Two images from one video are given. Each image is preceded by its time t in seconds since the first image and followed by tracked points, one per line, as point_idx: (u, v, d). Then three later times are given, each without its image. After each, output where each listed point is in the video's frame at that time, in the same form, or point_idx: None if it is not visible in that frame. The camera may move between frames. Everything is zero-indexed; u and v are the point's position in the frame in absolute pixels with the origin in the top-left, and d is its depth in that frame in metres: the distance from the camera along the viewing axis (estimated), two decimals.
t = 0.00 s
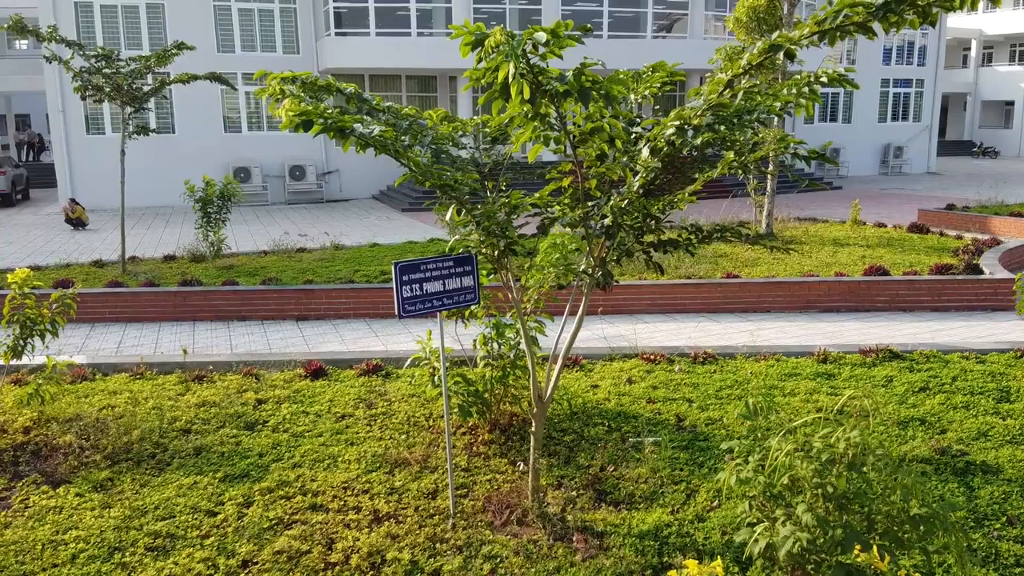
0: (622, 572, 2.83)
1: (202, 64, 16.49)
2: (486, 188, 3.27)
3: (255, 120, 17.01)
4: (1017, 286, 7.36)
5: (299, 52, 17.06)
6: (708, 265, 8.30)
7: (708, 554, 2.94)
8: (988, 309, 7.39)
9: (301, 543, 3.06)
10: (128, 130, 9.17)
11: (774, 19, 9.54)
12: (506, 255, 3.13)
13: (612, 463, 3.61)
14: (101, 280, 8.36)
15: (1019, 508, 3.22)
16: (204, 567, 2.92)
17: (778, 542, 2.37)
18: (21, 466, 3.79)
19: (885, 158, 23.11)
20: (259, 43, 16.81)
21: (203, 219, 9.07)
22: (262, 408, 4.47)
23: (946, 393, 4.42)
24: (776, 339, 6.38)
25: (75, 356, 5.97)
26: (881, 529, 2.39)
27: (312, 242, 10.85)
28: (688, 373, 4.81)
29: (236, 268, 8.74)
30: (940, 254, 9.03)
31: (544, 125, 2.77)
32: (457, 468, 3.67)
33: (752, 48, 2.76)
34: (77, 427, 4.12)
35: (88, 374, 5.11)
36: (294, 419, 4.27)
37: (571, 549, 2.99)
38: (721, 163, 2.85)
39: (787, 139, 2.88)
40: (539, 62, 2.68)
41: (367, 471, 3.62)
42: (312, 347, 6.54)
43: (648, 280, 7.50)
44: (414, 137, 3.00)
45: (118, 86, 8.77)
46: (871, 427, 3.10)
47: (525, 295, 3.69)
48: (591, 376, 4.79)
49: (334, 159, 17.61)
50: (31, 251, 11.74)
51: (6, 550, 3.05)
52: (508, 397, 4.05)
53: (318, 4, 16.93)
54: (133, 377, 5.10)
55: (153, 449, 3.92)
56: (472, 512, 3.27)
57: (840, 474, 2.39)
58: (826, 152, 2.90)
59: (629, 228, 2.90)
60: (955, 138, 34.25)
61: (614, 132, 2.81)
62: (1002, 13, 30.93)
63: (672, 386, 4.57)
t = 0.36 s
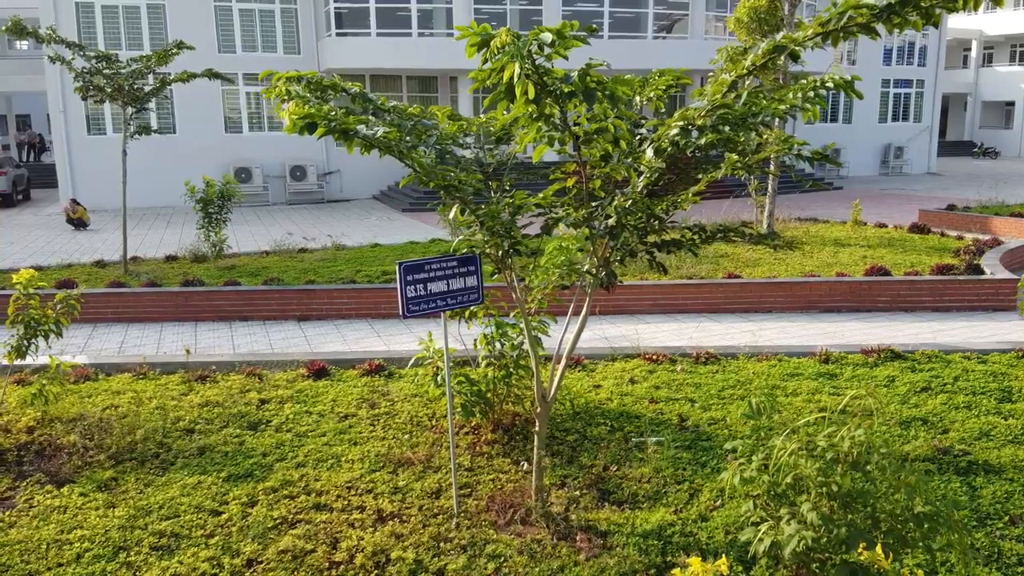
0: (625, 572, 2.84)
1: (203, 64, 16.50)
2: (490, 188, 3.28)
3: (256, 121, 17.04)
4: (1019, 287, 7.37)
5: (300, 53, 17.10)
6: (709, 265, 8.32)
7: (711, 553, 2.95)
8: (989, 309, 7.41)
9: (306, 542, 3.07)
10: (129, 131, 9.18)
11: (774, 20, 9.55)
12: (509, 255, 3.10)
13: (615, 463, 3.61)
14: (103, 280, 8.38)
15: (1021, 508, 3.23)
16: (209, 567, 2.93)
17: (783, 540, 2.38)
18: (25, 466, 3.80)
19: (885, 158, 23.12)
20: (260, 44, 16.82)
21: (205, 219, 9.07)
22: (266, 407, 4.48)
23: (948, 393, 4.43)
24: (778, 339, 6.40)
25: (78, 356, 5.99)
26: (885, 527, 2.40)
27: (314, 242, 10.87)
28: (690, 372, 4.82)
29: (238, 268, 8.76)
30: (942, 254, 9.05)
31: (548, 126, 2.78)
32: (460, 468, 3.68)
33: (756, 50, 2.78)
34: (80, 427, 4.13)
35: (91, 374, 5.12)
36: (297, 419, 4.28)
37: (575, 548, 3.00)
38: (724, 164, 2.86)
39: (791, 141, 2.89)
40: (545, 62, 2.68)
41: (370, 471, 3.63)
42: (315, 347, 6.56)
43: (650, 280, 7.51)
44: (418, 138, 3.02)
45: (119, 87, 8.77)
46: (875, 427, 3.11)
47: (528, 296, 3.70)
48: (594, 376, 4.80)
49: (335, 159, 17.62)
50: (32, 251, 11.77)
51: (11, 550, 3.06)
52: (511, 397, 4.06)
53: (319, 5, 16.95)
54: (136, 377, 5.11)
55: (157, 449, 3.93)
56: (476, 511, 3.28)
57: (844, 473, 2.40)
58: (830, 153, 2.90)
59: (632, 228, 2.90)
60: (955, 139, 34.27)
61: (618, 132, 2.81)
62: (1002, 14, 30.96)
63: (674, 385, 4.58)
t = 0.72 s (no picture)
0: (626, 572, 2.84)
1: (203, 64, 16.52)
2: (491, 189, 3.28)
3: (256, 122, 17.07)
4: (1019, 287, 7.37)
5: (301, 53, 17.12)
6: (710, 265, 8.33)
7: (712, 554, 2.95)
8: (989, 310, 7.41)
9: (307, 542, 3.08)
10: (130, 131, 9.19)
11: (775, 20, 9.56)
12: (510, 256, 3.10)
13: (616, 463, 3.62)
14: (104, 280, 8.39)
15: (1022, 508, 3.23)
16: (210, 567, 2.94)
17: (784, 541, 2.38)
18: (27, 466, 3.81)
19: (885, 159, 23.13)
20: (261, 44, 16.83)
21: (205, 219, 9.07)
22: (267, 408, 4.49)
23: (949, 393, 4.44)
24: (778, 340, 6.40)
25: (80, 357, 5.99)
26: (886, 528, 2.40)
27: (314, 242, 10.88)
28: (690, 373, 4.83)
29: (239, 268, 8.77)
30: (942, 254, 9.05)
31: (549, 127, 2.78)
32: (461, 468, 3.68)
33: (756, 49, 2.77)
34: (82, 428, 4.14)
35: (92, 374, 5.13)
36: (298, 419, 4.29)
37: (576, 549, 3.00)
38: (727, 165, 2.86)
39: (792, 141, 2.89)
40: (546, 64, 2.69)
41: (372, 471, 3.63)
42: (315, 347, 6.56)
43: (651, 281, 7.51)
44: (419, 138, 3.02)
45: (120, 87, 8.78)
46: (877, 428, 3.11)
47: (529, 297, 3.70)
48: (594, 376, 4.81)
49: (335, 159, 17.62)
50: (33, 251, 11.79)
51: (12, 550, 3.07)
52: (512, 397, 4.06)
53: (319, 5, 16.97)
54: (137, 377, 5.12)
55: (158, 449, 3.94)
56: (477, 511, 3.29)
57: (846, 474, 2.40)
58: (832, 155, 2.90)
59: (633, 229, 2.91)
60: (956, 139, 34.28)
61: (620, 133, 2.80)
62: (1002, 14, 30.99)
63: (675, 386, 4.59)
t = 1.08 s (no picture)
0: (626, 573, 2.84)
1: (203, 64, 16.52)
2: (491, 190, 3.27)
3: (256, 122, 17.08)
4: (1019, 287, 7.37)
5: (301, 53, 17.12)
6: (710, 265, 8.34)
7: (711, 555, 2.96)
8: (990, 310, 7.41)
9: (306, 544, 3.07)
10: (130, 131, 9.18)
11: (775, 20, 9.56)
12: (510, 256, 3.08)
13: (616, 464, 3.62)
14: (105, 281, 8.39)
15: (1022, 509, 3.23)
16: (209, 568, 2.94)
17: (784, 543, 2.37)
18: (27, 466, 3.81)
19: (885, 159, 23.13)
20: (261, 44, 16.84)
21: (205, 220, 9.06)
22: (266, 408, 4.49)
23: (949, 394, 4.44)
24: (778, 341, 6.39)
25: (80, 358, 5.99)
26: (886, 530, 2.40)
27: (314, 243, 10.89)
28: (691, 373, 4.83)
29: (239, 269, 8.77)
30: (943, 254, 9.05)
31: (549, 128, 2.77)
32: (461, 469, 3.69)
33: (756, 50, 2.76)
34: (82, 428, 4.14)
35: (92, 374, 5.13)
36: (298, 420, 4.29)
37: (576, 550, 3.00)
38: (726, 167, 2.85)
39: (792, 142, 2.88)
40: (545, 64, 2.68)
41: (371, 472, 3.64)
42: (315, 348, 6.56)
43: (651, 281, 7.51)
44: (418, 139, 3.01)
45: (119, 87, 8.78)
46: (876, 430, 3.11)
47: (529, 298, 3.69)
48: (594, 377, 4.81)
49: (335, 160, 17.63)
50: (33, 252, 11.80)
51: (12, 550, 3.07)
52: (512, 398, 4.06)
53: (319, 6, 16.98)
54: (137, 378, 5.13)
55: (158, 450, 3.94)
56: (477, 512, 3.29)
57: (846, 475, 2.41)
58: (831, 156, 2.89)
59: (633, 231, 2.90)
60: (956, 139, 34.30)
61: (619, 134, 2.79)
62: (1002, 14, 31.01)
63: (675, 386, 4.59)
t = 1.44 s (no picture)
0: (627, 573, 2.84)
1: (203, 64, 16.53)
2: (491, 190, 3.27)
3: (256, 123, 17.11)
4: (1019, 287, 7.37)
5: (301, 53, 17.13)
6: (710, 265, 8.34)
7: (713, 555, 2.95)
8: (990, 310, 7.40)
9: (307, 544, 3.07)
10: (130, 131, 9.17)
11: (776, 20, 9.56)
12: (511, 257, 3.07)
13: (617, 464, 3.61)
14: (105, 281, 8.39)
15: (1023, 509, 3.23)
16: (210, 568, 2.94)
17: (785, 543, 2.37)
18: (27, 466, 3.81)
19: (886, 159, 23.14)
20: (261, 44, 16.85)
21: (205, 220, 9.05)
22: (267, 408, 4.49)
23: (950, 394, 4.43)
24: (778, 341, 6.39)
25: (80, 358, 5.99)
26: (888, 531, 2.40)
27: (314, 243, 10.88)
28: (691, 374, 4.82)
29: (239, 269, 8.77)
30: (943, 254, 9.04)
31: (549, 128, 2.76)
32: (461, 469, 3.68)
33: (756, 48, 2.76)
34: (82, 428, 4.14)
35: (92, 375, 5.13)
36: (298, 420, 4.29)
37: (576, 551, 2.99)
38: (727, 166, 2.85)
39: (792, 142, 2.87)
40: (545, 65, 2.68)
41: (372, 472, 3.63)
42: (316, 348, 6.56)
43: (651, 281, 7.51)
44: (418, 139, 3.00)
45: (120, 87, 8.77)
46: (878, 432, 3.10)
47: (528, 298, 3.68)
48: (595, 377, 4.80)
49: (335, 160, 17.62)
50: (33, 252, 11.80)
51: (12, 551, 3.06)
52: (512, 398, 4.06)
53: (319, 6, 16.99)
54: (137, 378, 5.13)
55: (159, 450, 3.94)
56: (477, 512, 3.29)
57: (847, 476, 2.40)
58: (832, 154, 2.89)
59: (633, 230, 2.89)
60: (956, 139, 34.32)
61: (620, 134, 2.78)
62: (1002, 14, 31.04)
63: (676, 387, 4.58)
